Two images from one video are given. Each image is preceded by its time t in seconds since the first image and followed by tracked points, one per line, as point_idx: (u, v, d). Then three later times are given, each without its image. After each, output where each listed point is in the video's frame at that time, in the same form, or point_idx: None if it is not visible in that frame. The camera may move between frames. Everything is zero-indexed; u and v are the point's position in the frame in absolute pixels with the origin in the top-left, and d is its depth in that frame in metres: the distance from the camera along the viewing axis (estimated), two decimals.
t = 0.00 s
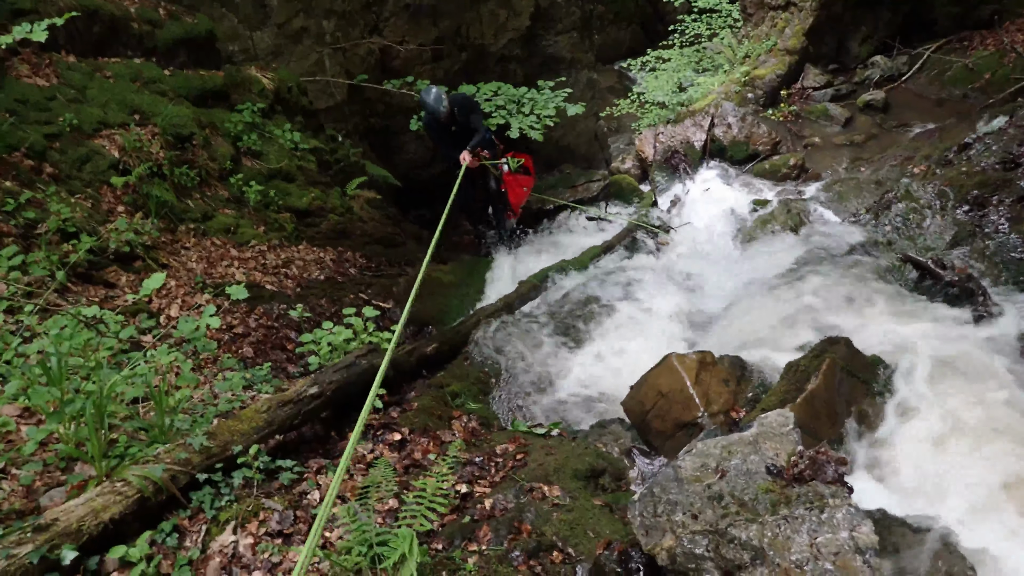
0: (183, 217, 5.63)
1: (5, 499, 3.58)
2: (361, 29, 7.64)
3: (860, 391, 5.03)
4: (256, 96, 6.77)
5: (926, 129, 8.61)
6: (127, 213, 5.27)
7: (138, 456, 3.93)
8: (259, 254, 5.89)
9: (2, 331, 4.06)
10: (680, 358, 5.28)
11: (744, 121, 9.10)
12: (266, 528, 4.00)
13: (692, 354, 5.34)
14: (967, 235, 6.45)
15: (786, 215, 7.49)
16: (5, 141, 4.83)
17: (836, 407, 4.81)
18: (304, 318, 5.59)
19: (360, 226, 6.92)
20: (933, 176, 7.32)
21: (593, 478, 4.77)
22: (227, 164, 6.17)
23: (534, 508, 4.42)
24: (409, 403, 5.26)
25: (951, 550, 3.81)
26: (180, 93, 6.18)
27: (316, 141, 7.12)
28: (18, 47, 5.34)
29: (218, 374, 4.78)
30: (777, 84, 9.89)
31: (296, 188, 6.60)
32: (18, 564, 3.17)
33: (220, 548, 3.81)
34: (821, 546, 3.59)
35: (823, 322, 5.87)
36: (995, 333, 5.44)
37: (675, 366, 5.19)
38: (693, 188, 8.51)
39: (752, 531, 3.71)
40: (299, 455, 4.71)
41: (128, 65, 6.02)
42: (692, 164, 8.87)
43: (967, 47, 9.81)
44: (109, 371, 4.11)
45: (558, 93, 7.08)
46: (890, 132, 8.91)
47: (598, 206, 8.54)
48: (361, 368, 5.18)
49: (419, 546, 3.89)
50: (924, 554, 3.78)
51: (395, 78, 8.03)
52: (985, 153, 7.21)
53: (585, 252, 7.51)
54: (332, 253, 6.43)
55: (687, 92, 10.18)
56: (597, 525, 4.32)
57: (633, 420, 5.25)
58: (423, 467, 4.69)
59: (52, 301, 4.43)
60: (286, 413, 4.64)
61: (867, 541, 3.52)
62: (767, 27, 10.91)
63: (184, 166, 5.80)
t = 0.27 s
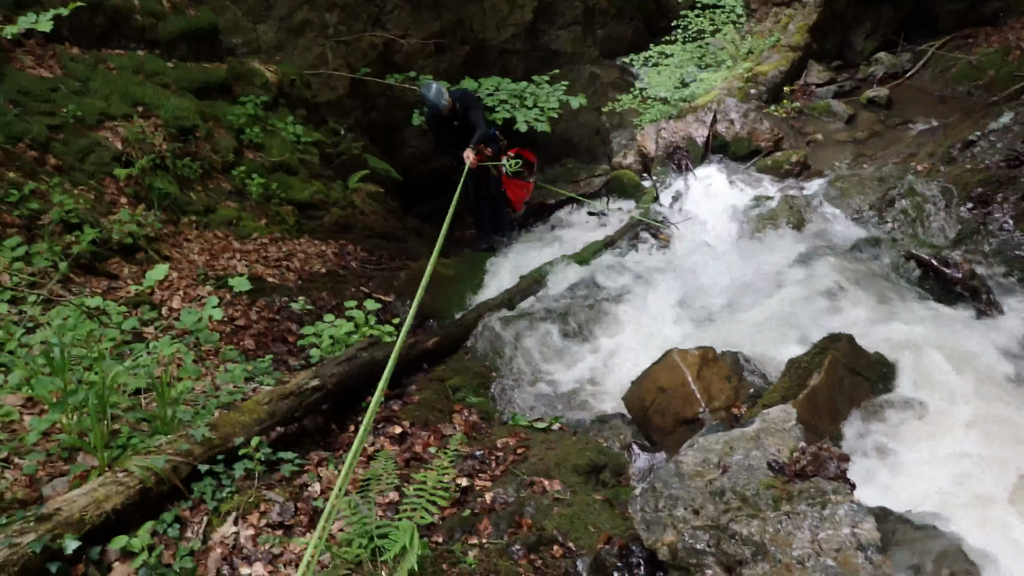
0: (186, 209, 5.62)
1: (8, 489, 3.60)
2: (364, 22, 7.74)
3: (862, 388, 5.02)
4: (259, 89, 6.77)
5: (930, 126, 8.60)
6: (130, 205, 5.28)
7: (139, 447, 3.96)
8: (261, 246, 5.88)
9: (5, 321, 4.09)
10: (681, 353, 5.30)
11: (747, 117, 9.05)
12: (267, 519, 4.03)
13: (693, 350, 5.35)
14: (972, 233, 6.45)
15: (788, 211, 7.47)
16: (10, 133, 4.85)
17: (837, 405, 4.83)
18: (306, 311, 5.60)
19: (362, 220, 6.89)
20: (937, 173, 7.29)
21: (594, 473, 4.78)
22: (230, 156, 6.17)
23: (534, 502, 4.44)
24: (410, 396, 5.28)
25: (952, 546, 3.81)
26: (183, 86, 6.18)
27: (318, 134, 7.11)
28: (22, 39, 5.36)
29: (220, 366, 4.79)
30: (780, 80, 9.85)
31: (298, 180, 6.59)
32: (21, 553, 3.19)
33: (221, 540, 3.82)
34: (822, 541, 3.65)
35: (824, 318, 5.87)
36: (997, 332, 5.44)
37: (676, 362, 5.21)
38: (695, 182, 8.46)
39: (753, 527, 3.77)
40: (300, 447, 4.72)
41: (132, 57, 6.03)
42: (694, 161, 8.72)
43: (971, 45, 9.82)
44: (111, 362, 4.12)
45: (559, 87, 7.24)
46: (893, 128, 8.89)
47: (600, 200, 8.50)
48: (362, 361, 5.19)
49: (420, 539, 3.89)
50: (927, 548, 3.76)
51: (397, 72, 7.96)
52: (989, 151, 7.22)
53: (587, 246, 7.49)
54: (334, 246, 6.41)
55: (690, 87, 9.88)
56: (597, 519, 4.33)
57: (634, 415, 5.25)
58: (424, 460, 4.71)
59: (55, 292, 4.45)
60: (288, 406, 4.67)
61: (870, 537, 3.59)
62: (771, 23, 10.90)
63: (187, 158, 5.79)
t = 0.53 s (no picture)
0: (191, 207, 5.62)
1: (13, 486, 3.60)
2: (369, 20, 7.66)
3: (866, 387, 5.01)
4: (264, 86, 6.75)
5: (935, 126, 8.59)
6: (135, 203, 5.28)
7: (145, 444, 3.96)
8: (266, 245, 5.88)
9: (12, 318, 4.09)
10: (686, 352, 5.26)
11: (752, 116, 9.00)
12: (272, 517, 4.04)
13: (698, 348, 5.30)
14: (977, 232, 6.41)
15: (792, 211, 7.46)
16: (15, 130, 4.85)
17: (841, 404, 4.81)
18: (311, 309, 5.59)
19: (367, 218, 6.88)
20: (942, 172, 7.27)
21: (598, 472, 4.77)
22: (235, 154, 6.16)
23: (539, 501, 4.44)
24: (415, 394, 5.28)
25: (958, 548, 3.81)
26: (187, 84, 6.17)
27: (323, 132, 7.10)
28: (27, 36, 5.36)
29: (225, 363, 4.79)
30: (785, 79, 9.78)
31: (303, 178, 6.59)
32: (27, 550, 3.20)
33: (226, 537, 3.82)
34: (828, 541, 3.66)
35: (830, 318, 5.86)
36: (1003, 332, 5.42)
37: (681, 361, 5.17)
38: (700, 182, 8.45)
39: (759, 527, 3.77)
40: (305, 446, 4.72)
41: (137, 55, 6.03)
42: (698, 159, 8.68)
43: (977, 44, 9.80)
44: (117, 359, 4.12)
45: (565, 87, 7.22)
46: (898, 128, 8.88)
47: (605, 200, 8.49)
48: (367, 359, 5.19)
49: (425, 538, 3.92)
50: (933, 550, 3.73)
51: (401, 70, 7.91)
52: (994, 151, 7.22)
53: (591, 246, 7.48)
54: (339, 245, 6.41)
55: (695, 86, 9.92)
56: (601, 518, 4.34)
57: (639, 414, 5.23)
58: (429, 459, 4.72)
59: (61, 289, 4.45)
60: (292, 404, 4.65)
61: (875, 536, 3.58)
62: (777, 22, 10.86)
63: (192, 156, 5.78)
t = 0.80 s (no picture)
0: (200, 220, 5.66)
1: (23, 499, 3.62)
2: (378, 32, 7.65)
3: (876, 397, 5.00)
4: (273, 99, 6.80)
5: (943, 135, 8.57)
6: (144, 215, 5.31)
7: (154, 457, 3.97)
8: (275, 256, 5.90)
9: (23, 330, 4.11)
10: (694, 363, 5.29)
11: (759, 126, 9.03)
12: (281, 530, 4.03)
13: (706, 359, 5.33)
14: (986, 242, 6.38)
15: (801, 220, 7.43)
16: (26, 144, 4.90)
17: (851, 414, 4.79)
18: (320, 320, 5.60)
19: (375, 229, 6.92)
20: (951, 181, 7.25)
21: (607, 483, 4.75)
22: (244, 166, 6.20)
23: (548, 512, 4.42)
24: (424, 406, 5.29)
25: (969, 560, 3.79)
26: (197, 97, 6.21)
27: (331, 144, 7.14)
28: (38, 51, 5.42)
29: (234, 376, 4.81)
30: (792, 89, 9.89)
31: (311, 190, 6.62)
32: (36, 563, 3.20)
33: (235, 550, 3.82)
34: (838, 553, 3.66)
35: (840, 328, 5.84)
36: (1014, 343, 5.40)
37: (690, 371, 5.19)
38: (707, 193, 8.47)
39: (768, 538, 3.77)
40: (314, 458, 4.73)
41: (147, 68, 6.08)
42: (706, 169, 8.74)
43: (984, 53, 9.79)
44: (127, 372, 4.13)
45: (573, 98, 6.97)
46: (906, 137, 8.87)
47: (613, 211, 8.49)
48: (375, 371, 5.20)
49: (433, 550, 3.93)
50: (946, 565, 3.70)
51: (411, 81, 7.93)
52: (1003, 160, 7.18)
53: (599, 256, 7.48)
54: (347, 256, 6.43)
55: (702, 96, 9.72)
56: (611, 530, 4.32)
57: (648, 425, 5.22)
58: (437, 471, 4.72)
59: (72, 302, 4.47)
60: (301, 415, 4.66)
61: (885, 549, 3.58)
62: (783, 32, 10.90)
63: (201, 168, 5.82)
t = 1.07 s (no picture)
0: (196, 224, 5.66)
1: (16, 505, 3.61)
2: (375, 38, 7.69)
3: (871, 402, 5.01)
4: (269, 104, 6.81)
5: (937, 140, 8.61)
6: (140, 220, 5.31)
7: (149, 462, 3.96)
8: (270, 261, 5.90)
9: (16, 336, 4.10)
10: (690, 368, 5.31)
11: (754, 131, 8.89)
12: (276, 534, 4.03)
13: (702, 365, 5.35)
14: (979, 247, 6.42)
15: (797, 225, 7.45)
16: (21, 148, 4.90)
17: (847, 419, 4.80)
18: (315, 325, 5.59)
19: (371, 234, 6.94)
20: (945, 187, 7.28)
21: (602, 488, 4.76)
22: (239, 171, 6.20)
23: (543, 517, 4.43)
24: (419, 411, 5.30)
25: (961, 563, 3.82)
26: (192, 101, 6.22)
27: (327, 149, 7.15)
28: (33, 55, 5.42)
29: (229, 381, 4.81)
30: (788, 95, 9.94)
31: (307, 195, 6.63)
32: (29, 568, 3.18)
33: (230, 555, 3.84)
34: (832, 557, 3.63)
35: (835, 333, 5.85)
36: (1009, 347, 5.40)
37: (685, 377, 5.21)
38: (703, 199, 8.50)
39: (762, 542, 3.77)
40: (309, 462, 4.73)
41: (143, 73, 6.09)
42: (701, 174, 8.89)
43: (979, 59, 9.80)
44: (122, 378, 4.13)
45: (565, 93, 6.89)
46: (901, 142, 8.90)
47: (609, 216, 8.53)
48: (370, 376, 5.19)
49: (428, 554, 3.96)
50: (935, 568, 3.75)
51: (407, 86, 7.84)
52: (996, 165, 7.16)
53: (595, 261, 7.50)
54: (343, 261, 6.43)
55: (697, 101, 9.94)
56: (606, 534, 4.31)
57: (643, 430, 5.23)
58: (433, 475, 4.71)
59: (66, 307, 4.47)
60: (296, 420, 4.65)
61: (878, 553, 3.57)
62: (778, 37, 10.95)
63: (197, 173, 5.82)
